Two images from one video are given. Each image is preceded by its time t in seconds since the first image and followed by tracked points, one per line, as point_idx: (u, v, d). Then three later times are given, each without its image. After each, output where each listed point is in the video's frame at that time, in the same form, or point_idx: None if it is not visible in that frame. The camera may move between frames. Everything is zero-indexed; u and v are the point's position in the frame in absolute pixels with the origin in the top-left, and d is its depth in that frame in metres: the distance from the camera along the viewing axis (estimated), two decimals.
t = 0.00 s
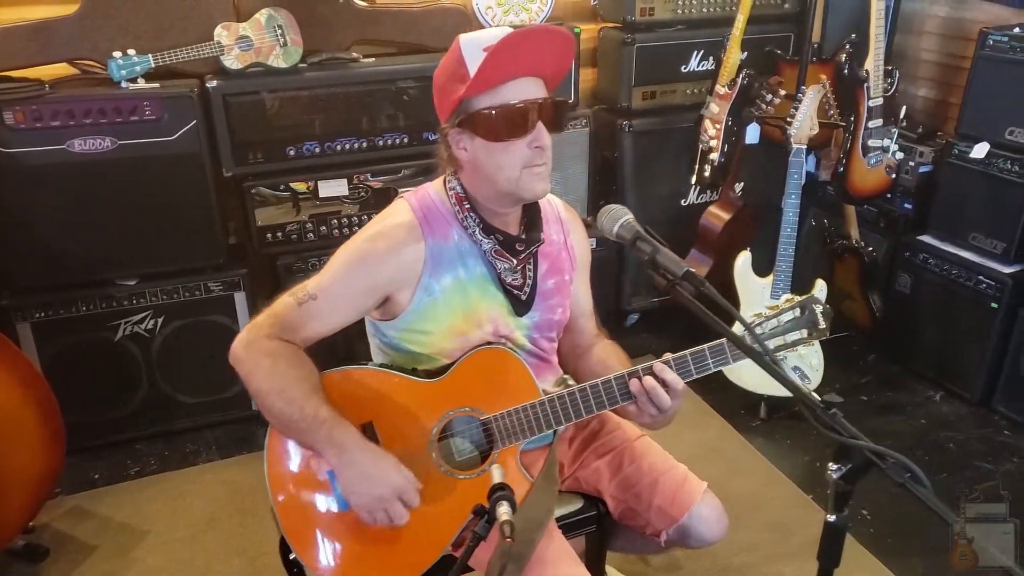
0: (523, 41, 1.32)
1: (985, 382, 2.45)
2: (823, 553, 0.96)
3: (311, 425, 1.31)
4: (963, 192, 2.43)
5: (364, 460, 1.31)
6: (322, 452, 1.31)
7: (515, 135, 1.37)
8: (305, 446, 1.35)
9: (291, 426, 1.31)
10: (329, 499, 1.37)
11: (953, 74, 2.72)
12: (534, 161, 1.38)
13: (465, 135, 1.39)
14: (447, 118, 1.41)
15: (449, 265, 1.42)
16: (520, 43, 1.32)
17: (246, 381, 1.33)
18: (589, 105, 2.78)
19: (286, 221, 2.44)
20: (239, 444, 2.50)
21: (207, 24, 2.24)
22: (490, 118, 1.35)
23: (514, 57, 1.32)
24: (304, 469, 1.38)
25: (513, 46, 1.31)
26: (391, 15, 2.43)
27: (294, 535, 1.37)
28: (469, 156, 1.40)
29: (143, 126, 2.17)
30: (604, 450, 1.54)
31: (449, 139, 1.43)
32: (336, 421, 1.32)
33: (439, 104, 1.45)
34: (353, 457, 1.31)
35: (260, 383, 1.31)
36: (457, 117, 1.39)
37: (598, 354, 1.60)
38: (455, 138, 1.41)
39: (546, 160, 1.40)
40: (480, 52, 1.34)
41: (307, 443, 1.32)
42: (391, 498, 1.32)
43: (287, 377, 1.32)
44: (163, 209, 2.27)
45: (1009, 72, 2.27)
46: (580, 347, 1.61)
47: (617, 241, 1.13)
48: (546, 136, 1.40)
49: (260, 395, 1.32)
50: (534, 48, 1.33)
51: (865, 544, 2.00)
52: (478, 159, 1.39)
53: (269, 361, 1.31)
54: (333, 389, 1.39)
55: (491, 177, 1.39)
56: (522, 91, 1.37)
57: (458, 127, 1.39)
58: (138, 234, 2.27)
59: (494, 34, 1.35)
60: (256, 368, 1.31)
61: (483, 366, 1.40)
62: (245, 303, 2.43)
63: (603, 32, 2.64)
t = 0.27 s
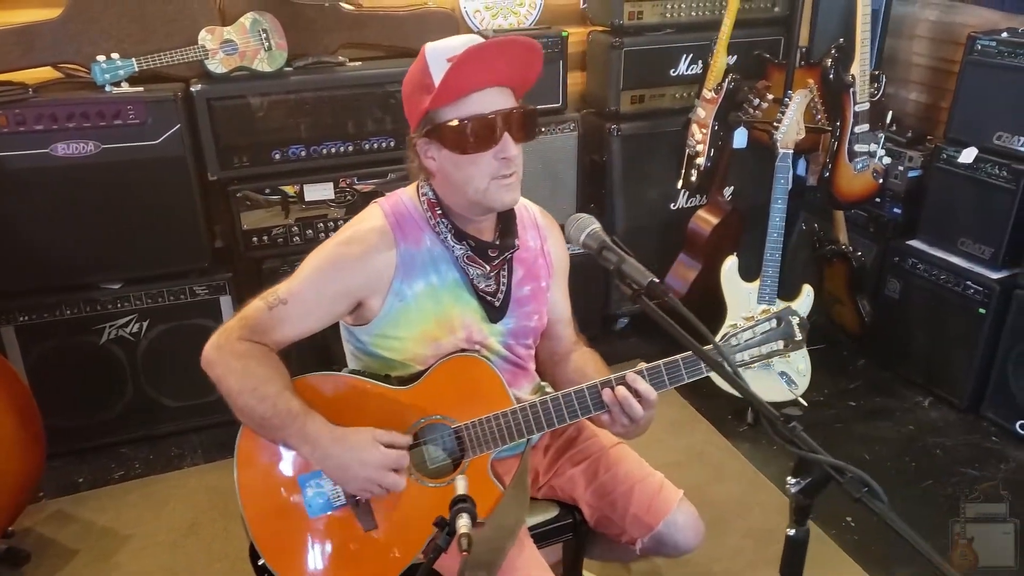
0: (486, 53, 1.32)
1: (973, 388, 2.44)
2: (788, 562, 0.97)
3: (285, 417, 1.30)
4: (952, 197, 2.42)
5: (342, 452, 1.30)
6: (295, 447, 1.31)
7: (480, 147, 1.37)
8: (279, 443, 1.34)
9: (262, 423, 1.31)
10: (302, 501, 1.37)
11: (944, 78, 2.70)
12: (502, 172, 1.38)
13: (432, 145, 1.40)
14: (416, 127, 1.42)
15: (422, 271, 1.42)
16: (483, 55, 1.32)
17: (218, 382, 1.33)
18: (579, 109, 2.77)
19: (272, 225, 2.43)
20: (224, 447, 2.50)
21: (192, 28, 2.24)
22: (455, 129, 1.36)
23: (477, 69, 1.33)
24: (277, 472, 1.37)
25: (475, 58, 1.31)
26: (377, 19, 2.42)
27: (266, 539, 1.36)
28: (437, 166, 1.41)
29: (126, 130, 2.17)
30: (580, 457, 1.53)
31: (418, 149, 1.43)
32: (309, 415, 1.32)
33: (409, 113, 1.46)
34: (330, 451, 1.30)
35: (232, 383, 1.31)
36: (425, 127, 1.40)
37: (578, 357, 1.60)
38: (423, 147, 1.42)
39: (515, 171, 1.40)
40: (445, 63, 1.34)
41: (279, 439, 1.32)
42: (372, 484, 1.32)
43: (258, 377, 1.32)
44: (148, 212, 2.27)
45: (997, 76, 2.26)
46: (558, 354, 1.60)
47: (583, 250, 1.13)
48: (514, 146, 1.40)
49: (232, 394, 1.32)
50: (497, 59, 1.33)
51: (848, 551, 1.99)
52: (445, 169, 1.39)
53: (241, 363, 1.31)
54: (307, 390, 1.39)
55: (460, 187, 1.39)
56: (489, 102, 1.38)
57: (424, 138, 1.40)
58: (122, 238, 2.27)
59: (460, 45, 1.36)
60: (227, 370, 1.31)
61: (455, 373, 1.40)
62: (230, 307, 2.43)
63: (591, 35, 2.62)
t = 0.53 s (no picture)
0: (475, 67, 1.31)
1: (964, 395, 2.43)
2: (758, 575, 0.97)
3: (259, 429, 1.29)
4: (943, 202, 2.40)
5: (318, 464, 1.30)
6: (269, 457, 1.29)
7: (462, 159, 1.36)
8: (253, 450, 1.32)
9: (237, 431, 1.29)
10: (275, 507, 1.35)
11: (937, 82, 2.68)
12: (484, 185, 1.37)
13: (415, 153, 1.39)
14: (401, 133, 1.41)
15: (402, 275, 1.40)
16: (471, 69, 1.31)
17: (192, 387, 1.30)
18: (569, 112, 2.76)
19: (260, 228, 2.42)
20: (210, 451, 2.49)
21: (178, 31, 2.23)
22: (438, 139, 1.34)
23: (465, 81, 1.32)
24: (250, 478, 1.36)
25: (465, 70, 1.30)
26: (365, 21, 2.41)
27: (240, 545, 1.35)
28: (419, 174, 1.40)
29: (112, 133, 2.16)
30: (558, 465, 1.52)
31: (402, 155, 1.42)
32: (285, 426, 1.31)
33: (396, 119, 1.44)
34: (305, 462, 1.29)
35: (207, 389, 1.28)
36: (409, 134, 1.39)
37: (557, 368, 1.60)
38: (406, 154, 1.40)
39: (497, 185, 1.39)
40: (434, 73, 1.33)
41: (254, 449, 1.30)
42: (343, 502, 1.30)
43: (235, 382, 1.29)
44: (134, 215, 2.26)
45: (988, 80, 2.24)
46: (538, 363, 1.60)
47: (553, 260, 1.13)
48: (498, 161, 1.38)
49: (206, 401, 1.29)
50: (487, 73, 1.32)
51: (835, 559, 1.97)
52: (427, 178, 1.38)
53: (215, 367, 1.29)
54: (281, 398, 1.37)
55: (441, 197, 1.38)
56: (476, 114, 1.36)
57: (409, 145, 1.39)
58: (108, 241, 2.26)
59: (451, 56, 1.35)
60: (203, 374, 1.29)
61: (434, 380, 1.39)
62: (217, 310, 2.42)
63: (582, 38, 2.61)
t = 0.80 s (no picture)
0: (484, 70, 1.31)
1: (962, 404, 2.41)
2: None
3: (244, 419, 1.28)
4: (944, 208, 2.38)
5: (305, 449, 1.29)
6: (256, 447, 1.29)
7: (458, 160, 1.33)
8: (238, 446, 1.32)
9: (221, 423, 1.29)
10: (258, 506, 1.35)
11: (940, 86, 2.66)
12: (476, 189, 1.36)
13: (412, 148, 1.37)
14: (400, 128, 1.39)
15: (387, 277, 1.40)
16: (479, 71, 1.30)
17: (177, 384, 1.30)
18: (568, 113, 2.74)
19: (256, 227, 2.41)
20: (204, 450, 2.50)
21: (175, 31, 2.24)
22: (435, 136, 1.32)
23: (473, 82, 1.31)
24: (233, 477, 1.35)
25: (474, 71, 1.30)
26: (362, 22, 2.41)
27: (222, 543, 1.34)
28: (413, 169, 1.38)
29: (109, 132, 2.17)
30: (542, 471, 1.52)
31: (398, 150, 1.40)
32: (269, 417, 1.30)
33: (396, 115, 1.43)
34: (294, 447, 1.29)
35: (192, 382, 1.28)
36: (409, 129, 1.37)
37: (543, 378, 1.58)
38: (402, 149, 1.39)
39: (489, 191, 1.37)
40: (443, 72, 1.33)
41: (240, 440, 1.30)
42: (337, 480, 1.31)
43: (219, 378, 1.29)
44: (130, 213, 2.26)
45: (990, 85, 2.22)
46: (526, 371, 1.59)
47: (533, 264, 1.12)
48: (493, 168, 1.37)
49: (190, 394, 1.29)
50: (495, 79, 1.32)
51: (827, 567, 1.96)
52: (421, 174, 1.36)
53: (198, 364, 1.28)
54: (267, 395, 1.36)
55: (431, 195, 1.37)
56: (476, 119, 1.35)
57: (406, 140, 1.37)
58: (104, 239, 2.27)
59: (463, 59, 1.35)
60: (188, 371, 1.29)
61: (418, 384, 1.38)
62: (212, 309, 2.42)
63: (580, 39, 2.60)
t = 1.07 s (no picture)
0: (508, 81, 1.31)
1: (973, 414, 2.38)
2: None
3: (236, 431, 1.30)
4: (957, 215, 2.35)
5: (284, 474, 1.30)
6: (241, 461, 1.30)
7: (467, 165, 1.33)
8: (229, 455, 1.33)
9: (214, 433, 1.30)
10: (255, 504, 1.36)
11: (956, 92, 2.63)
12: (482, 197, 1.35)
13: (425, 149, 1.37)
14: (417, 128, 1.39)
15: (390, 280, 1.40)
16: (502, 81, 1.30)
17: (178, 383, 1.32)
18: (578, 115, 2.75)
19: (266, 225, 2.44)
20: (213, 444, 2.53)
21: (188, 30, 2.26)
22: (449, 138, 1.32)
23: (495, 91, 1.31)
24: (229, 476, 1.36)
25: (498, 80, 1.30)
26: (373, 24, 2.43)
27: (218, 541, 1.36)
28: (424, 170, 1.37)
29: (123, 130, 2.20)
30: (540, 474, 1.53)
31: (412, 149, 1.40)
32: (260, 434, 1.31)
33: (415, 115, 1.43)
34: (273, 471, 1.30)
35: (191, 383, 1.30)
36: (425, 129, 1.37)
37: (543, 386, 1.59)
38: (415, 148, 1.38)
39: (495, 202, 1.37)
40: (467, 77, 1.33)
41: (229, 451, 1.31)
42: (303, 518, 1.31)
43: (216, 384, 1.30)
44: (143, 211, 2.29)
45: (1005, 92, 2.19)
46: (527, 378, 1.60)
47: (526, 267, 1.12)
48: (501, 179, 1.36)
49: (188, 399, 1.31)
50: (518, 91, 1.33)
51: None
52: (431, 176, 1.36)
53: (197, 366, 1.30)
54: (264, 397, 1.38)
55: (438, 198, 1.37)
56: (490, 128, 1.35)
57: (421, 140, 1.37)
58: (117, 235, 2.30)
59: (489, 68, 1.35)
60: (189, 370, 1.30)
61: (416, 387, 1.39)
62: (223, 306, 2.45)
63: (591, 41, 2.60)
